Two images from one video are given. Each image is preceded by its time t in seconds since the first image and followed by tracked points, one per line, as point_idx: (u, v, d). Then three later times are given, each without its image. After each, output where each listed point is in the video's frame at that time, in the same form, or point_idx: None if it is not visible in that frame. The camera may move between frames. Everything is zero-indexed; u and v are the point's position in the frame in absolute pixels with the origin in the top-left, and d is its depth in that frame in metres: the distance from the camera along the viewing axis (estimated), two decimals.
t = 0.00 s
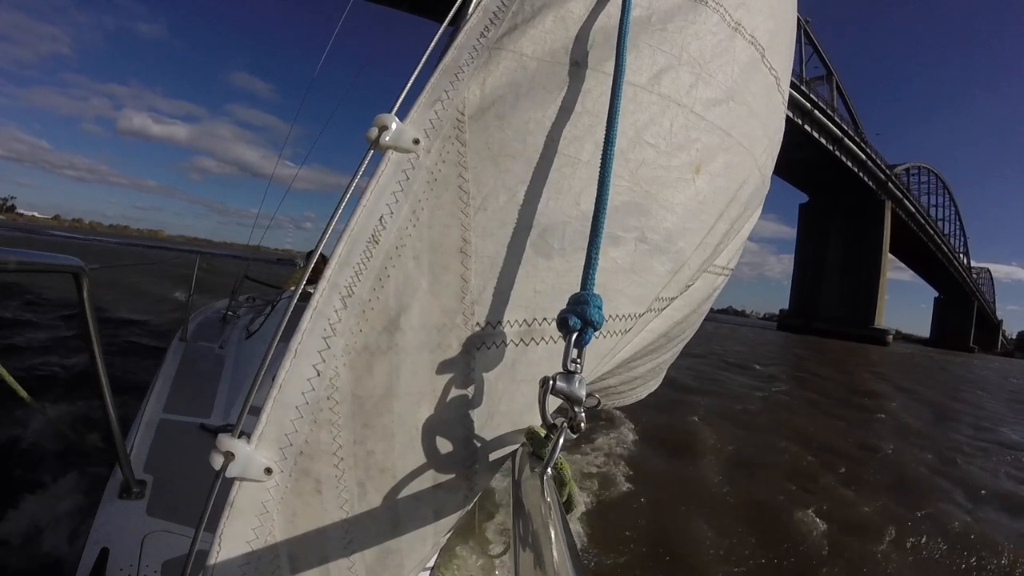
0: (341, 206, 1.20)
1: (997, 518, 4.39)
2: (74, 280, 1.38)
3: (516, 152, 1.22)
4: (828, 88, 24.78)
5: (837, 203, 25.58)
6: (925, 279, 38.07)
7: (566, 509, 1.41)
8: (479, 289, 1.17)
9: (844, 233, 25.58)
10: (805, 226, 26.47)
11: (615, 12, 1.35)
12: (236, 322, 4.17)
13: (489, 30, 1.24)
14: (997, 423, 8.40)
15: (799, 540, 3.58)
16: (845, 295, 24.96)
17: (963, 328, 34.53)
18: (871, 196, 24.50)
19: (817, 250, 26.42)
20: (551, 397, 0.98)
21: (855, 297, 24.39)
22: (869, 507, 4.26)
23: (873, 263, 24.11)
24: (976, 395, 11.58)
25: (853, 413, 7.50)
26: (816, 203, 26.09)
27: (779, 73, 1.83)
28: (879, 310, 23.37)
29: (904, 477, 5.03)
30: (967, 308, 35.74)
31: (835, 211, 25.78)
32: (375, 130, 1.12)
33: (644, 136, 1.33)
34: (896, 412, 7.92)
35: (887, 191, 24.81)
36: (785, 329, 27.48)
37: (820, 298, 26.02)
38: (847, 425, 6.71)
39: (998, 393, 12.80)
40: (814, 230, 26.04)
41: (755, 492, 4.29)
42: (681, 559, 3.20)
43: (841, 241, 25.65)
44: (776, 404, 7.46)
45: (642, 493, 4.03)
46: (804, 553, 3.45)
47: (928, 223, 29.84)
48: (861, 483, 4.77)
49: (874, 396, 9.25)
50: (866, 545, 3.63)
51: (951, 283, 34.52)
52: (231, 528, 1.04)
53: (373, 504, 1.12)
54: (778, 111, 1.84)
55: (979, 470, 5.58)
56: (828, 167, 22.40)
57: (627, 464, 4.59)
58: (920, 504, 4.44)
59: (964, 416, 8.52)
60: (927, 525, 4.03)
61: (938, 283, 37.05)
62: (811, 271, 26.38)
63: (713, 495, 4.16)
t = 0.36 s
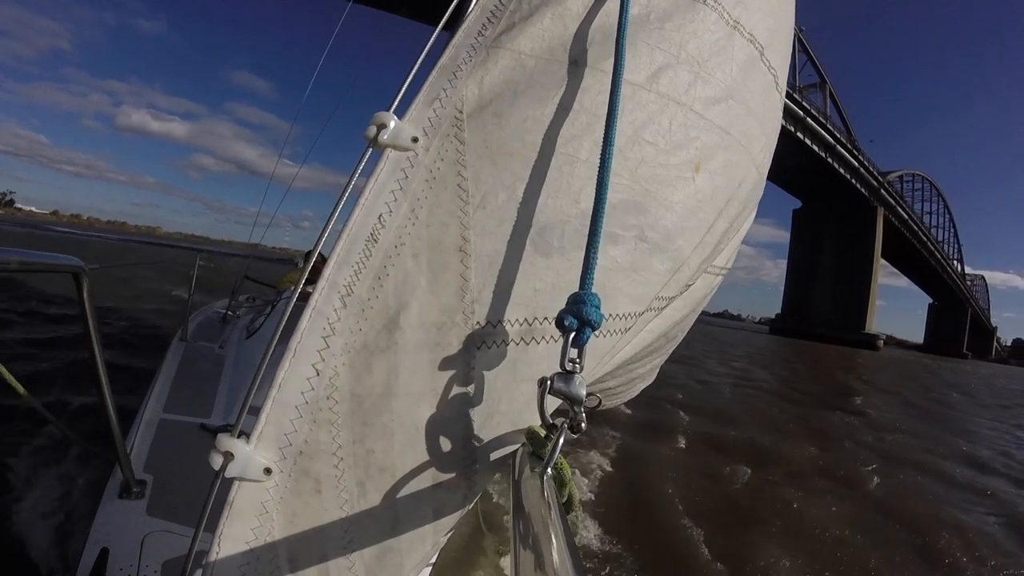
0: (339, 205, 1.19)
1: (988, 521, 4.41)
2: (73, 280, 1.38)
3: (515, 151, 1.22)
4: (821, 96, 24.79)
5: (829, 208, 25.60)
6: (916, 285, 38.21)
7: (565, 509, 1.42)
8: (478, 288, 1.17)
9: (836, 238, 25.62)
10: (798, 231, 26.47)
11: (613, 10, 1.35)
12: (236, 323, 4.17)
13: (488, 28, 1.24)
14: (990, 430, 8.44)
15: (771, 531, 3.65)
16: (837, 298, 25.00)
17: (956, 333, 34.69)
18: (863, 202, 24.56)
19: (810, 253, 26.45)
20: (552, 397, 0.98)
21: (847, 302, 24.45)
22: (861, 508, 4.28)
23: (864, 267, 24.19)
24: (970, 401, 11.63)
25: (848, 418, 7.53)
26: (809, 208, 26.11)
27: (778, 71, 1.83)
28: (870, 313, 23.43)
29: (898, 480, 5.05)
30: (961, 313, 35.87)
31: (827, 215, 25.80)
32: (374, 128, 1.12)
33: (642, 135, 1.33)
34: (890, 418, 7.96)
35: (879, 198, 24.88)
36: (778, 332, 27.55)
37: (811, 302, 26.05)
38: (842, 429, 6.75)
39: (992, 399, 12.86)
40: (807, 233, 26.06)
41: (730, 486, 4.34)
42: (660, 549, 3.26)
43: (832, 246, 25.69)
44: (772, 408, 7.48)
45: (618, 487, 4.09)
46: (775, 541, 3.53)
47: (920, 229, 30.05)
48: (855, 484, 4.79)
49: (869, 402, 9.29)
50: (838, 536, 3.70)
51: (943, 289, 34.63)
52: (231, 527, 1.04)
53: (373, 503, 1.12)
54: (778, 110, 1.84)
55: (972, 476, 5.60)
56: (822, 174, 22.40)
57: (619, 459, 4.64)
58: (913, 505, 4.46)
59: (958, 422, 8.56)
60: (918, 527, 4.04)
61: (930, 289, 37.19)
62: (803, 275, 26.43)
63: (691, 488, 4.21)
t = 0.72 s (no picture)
0: (335, 205, 1.19)
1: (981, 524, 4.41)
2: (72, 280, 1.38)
3: (511, 151, 1.22)
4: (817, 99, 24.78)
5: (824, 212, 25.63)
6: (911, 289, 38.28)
7: (565, 509, 1.42)
8: (474, 287, 1.17)
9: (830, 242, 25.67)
10: (792, 233, 26.52)
11: (609, 11, 1.35)
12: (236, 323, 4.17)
13: (484, 30, 1.24)
14: (986, 434, 8.45)
15: (762, 533, 3.70)
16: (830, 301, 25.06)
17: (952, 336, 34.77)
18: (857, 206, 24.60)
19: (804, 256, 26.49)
20: (551, 397, 0.98)
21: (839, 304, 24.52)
22: (855, 510, 4.27)
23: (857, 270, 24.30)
24: (967, 405, 11.66)
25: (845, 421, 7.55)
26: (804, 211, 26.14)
27: (779, 71, 1.83)
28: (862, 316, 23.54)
29: (894, 483, 5.06)
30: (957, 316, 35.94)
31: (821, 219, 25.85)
32: (371, 130, 1.12)
33: (640, 134, 1.33)
34: (887, 421, 7.97)
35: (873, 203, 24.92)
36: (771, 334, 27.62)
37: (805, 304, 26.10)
38: (839, 431, 6.76)
39: (989, 403, 12.88)
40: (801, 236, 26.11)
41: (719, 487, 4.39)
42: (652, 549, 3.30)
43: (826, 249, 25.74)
44: (769, 410, 7.50)
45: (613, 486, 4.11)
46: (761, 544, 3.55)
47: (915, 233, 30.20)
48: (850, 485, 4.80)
49: (866, 404, 9.31)
50: (823, 541, 3.70)
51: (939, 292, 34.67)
52: (229, 525, 1.05)
53: (369, 501, 1.12)
54: (778, 110, 1.83)
55: (968, 479, 5.61)
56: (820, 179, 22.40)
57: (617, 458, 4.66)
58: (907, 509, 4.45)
59: (955, 426, 8.57)
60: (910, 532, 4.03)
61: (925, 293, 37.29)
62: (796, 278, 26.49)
63: (681, 488, 4.25)
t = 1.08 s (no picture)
0: (336, 207, 1.21)
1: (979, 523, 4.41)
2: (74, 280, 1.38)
3: (509, 153, 1.22)
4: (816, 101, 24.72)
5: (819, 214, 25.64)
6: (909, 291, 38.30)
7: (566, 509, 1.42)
8: (474, 288, 1.16)
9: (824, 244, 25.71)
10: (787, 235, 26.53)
11: (608, 14, 1.35)
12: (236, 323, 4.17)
13: (482, 34, 1.25)
14: (985, 438, 8.45)
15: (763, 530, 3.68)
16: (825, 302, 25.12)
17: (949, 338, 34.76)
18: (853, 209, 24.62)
19: (799, 257, 26.51)
20: (551, 397, 0.98)
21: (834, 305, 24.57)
22: (852, 509, 4.28)
23: (852, 271, 24.40)
24: (965, 408, 11.66)
25: (843, 423, 7.56)
26: (800, 212, 26.13)
27: (782, 72, 1.82)
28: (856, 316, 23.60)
29: (891, 484, 5.07)
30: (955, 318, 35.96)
31: (817, 220, 25.85)
32: (371, 132, 1.13)
33: (638, 135, 1.33)
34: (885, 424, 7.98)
35: (868, 206, 24.93)
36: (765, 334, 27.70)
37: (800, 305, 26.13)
38: (837, 434, 6.76)
39: (987, 407, 12.88)
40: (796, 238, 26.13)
41: (723, 485, 4.37)
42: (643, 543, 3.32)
43: (821, 250, 25.78)
44: (768, 412, 7.51)
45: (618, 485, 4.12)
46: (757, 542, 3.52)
47: (911, 237, 30.30)
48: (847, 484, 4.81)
49: (864, 407, 9.33)
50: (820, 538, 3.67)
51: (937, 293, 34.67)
52: (230, 524, 1.06)
53: (368, 501, 1.12)
54: (779, 111, 1.83)
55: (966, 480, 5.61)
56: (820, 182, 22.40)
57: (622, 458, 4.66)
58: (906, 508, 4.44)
59: (953, 430, 8.58)
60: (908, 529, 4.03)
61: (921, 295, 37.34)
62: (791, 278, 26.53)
63: (679, 485, 4.25)
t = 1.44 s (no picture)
0: (334, 205, 1.20)
1: (970, 540, 4.42)
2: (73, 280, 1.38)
3: (506, 152, 1.22)
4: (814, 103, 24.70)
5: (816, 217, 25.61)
6: (907, 293, 38.32)
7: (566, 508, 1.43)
8: (472, 287, 1.17)
9: (821, 246, 25.71)
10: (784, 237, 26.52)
11: (604, 15, 1.35)
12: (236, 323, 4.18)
13: (481, 33, 1.23)
14: (978, 444, 8.50)
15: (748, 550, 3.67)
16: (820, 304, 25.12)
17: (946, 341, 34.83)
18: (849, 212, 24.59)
19: (796, 259, 26.50)
20: (550, 397, 0.99)
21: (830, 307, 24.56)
22: (842, 525, 4.28)
23: (847, 273, 24.36)
24: (958, 412, 11.72)
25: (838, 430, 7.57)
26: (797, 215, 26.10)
27: (778, 72, 1.82)
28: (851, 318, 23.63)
29: (881, 495, 5.11)
30: (952, 321, 36.00)
31: (814, 223, 25.83)
32: (369, 131, 1.12)
33: (634, 134, 1.33)
34: (880, 430, 8.00)
35: (865, 209, 24.90)
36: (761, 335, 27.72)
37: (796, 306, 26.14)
38: (832, 441, 6.78)
39: (980, 412, 12.94)
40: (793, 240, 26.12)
41: (709, 500, 4.36)
42: (628, 555, 3.33)
43: (818, 252, 25.77)
44: (764, 418, 7.52)
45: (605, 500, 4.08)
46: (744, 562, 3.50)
47: (908, 240, 30.37)
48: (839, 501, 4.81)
49: (859, 412, 9.36)
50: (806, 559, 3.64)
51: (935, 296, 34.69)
52: (229, 523, 1.06)
53: (367, 499, 1.13)
54: (776, 112, 1.83)
55: (959, 493, 5.63)
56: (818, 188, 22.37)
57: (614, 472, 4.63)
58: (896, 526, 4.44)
59: (946, 435, 8.61)
60: (897, 549, 4.02)
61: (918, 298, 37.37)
62: (787, 280, 26.53)
63: (667, 496, 4.29)
